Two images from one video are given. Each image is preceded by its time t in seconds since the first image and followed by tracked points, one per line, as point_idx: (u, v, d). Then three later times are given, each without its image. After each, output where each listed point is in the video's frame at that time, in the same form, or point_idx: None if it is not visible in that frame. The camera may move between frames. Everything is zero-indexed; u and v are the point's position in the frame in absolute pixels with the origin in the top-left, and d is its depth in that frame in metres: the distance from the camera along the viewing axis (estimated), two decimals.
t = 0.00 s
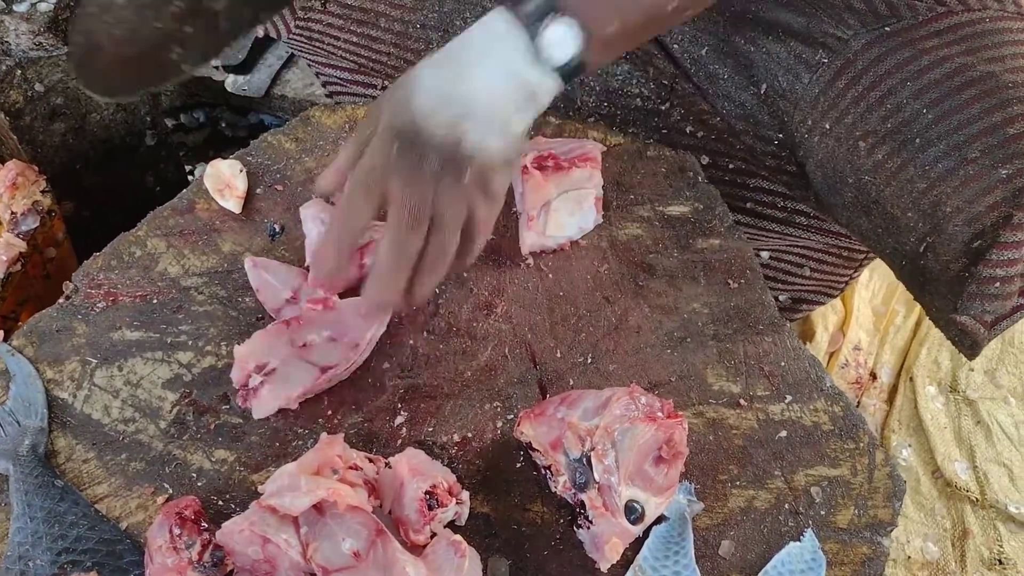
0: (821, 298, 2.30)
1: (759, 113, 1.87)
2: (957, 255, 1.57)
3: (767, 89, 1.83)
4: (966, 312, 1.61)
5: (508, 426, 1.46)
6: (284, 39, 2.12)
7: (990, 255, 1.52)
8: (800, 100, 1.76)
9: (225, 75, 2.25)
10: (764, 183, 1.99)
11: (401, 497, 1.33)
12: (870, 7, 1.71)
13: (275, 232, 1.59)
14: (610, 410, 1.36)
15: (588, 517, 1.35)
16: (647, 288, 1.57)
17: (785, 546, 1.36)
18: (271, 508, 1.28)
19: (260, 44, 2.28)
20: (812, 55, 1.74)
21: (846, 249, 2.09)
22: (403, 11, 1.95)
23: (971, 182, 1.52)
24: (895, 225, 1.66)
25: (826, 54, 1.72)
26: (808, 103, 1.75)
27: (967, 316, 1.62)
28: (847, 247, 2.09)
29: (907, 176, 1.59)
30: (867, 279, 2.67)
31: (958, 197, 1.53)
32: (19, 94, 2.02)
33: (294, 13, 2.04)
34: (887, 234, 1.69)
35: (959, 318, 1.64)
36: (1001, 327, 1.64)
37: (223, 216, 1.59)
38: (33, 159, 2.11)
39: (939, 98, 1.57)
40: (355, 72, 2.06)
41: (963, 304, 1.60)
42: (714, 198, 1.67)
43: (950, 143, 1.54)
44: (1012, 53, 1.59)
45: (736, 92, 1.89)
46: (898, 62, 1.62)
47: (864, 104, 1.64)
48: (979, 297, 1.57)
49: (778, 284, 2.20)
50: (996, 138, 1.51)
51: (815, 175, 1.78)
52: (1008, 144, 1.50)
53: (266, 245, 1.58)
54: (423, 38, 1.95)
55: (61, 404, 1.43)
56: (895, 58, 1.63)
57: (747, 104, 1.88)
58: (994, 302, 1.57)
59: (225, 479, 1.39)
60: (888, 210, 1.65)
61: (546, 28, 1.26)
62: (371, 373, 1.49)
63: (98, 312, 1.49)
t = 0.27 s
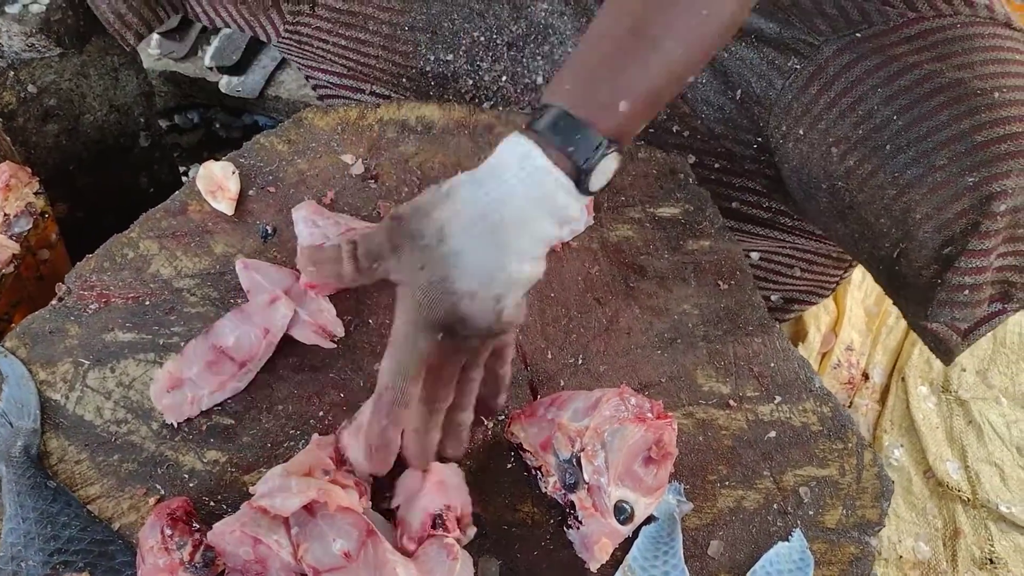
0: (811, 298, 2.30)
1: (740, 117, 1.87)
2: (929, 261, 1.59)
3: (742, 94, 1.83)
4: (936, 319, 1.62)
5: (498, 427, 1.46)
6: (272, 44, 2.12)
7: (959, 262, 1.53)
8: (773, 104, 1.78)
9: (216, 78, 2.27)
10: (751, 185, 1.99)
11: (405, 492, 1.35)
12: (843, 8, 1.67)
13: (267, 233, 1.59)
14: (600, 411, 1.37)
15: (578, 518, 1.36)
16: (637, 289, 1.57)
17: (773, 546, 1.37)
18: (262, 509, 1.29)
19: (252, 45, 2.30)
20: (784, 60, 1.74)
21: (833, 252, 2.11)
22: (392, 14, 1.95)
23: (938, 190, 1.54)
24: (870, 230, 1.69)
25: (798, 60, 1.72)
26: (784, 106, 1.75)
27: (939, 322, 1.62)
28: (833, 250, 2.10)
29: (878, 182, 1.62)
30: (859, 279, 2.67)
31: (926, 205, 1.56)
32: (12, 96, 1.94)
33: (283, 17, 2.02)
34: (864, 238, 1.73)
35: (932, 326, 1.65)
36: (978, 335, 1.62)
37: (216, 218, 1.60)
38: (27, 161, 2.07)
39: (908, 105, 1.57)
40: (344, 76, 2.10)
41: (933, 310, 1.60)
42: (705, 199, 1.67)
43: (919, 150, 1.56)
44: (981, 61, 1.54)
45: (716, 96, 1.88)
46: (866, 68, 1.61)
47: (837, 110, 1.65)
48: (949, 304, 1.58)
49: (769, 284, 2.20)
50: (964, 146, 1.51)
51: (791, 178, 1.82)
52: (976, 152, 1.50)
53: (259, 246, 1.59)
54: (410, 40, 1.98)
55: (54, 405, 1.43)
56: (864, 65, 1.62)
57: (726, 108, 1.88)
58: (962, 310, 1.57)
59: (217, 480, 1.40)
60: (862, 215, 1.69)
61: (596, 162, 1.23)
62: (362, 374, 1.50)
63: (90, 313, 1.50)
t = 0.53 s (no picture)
0: (809, 297, 2.28)
1: (744, 107, 1.88)
2: (935, 241, 1.58)
3: (754, 79, 1.82)
4: (942, 297, 1.60)
5: (494, 428, 1.46)
6: (269, 40, 2.11)
7: (968, 239, 1.52)
8: (786, 89, 1.75)
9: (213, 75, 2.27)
10: (749, 177, 1.97)
11: (409, 490, 1.35)
12: None
13: (261, 234, 1.59)
14: (596, 412, 1.37)
15: (573, 519, 1.35)
16: (634, 289, 1.57)
17: (771, 547, 1.36)
18: (256, 511, 1.29)
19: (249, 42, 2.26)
20: (798, 42, 1.71)
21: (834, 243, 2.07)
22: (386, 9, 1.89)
23: (946, 166, 1.53)
24: (876, 213, 1.67)
25: (812, 43, 1.69)
26: (794, 93, 1.74)
27: (944, 301, 1.60)
28: (834, 242, 2.07)
29: (884, 161, 1.61)
30: (858, 278, 2.67)
31: (934, 181, 1.54)
32: (6, 95, 2.01)
33: (279, 10, 2.01)
34: (869, 221, 1.70)
35: (936, 305, 1.63)
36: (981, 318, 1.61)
37: (210, 218, 1.59)
38: (21, 159, 2.11)
39: (919, 82, 1.56)
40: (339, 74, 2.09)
41: (939, 289, 1.58)
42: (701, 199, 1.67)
43: (928, 128, 1.55)
44: (988, 40, 1.56)
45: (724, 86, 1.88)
46: (879, 48, 1.61)
47: (848, 91, 1.64)
48: (956, 282, 1.56)
49: (766, 283, 2.19)
50: (972, 121, 1.51)
51: (797, 162, 1.79)
52: (985, 127, 1.50)
53: (253, 246, 1.58)
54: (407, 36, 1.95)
55: (48, 406, 1.43)
56: (878, 44, 1.61)
57: (732, 98, 1.89)
58: (971, 286, 1.56)
59: (211, 482, 1.39)
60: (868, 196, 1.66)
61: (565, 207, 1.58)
62: (358, 374, 1.50)
63: (84, 314, 1.50)
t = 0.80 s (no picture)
0: (808, 296, 2.28)
1: (747, 114, 1.86)
2: (934, 255, 1.59)
3: (758, 86, 1.80)
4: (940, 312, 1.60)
5: (495, 426, 1.46)
6: (268, 33, 2.11)
7: (966, 256, 1.53)
8: (791, 97, 1.74)
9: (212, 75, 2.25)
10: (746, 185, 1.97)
11: (410, 488, 1.35)
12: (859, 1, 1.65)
13: (262, 232, 1.59)
14: (598, 410, 1.37)
15: (575, 517, 1.35)
16: (635, 288, 1.56)
17: (772, 545, 1.36)
18: (258, 509, 1.29)
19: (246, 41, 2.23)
20: (805, 52, 1.70)
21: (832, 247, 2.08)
22: (386, 6, 1.95)
23: (947, 183, 1.54)
24: (876, 225, 1.68)
25: (819, 52, 1.69)
26: (800, 97, 1.73)
27: (941, 316, 1.61)
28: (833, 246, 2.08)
29: (886, 174, 1.62)
30: (857, 278, 2.67)
31: (935, 198, 1.56)
32: (6, 94, 1.98)
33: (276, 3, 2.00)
34: (867, 234, 1.72)
35: (933, 318, 1.63)
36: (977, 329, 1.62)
37: (210, 216, 1.59)
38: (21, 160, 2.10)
39: (923, 96, 1.57)
40: (340, 66, 2.05)
41: (937, 303, 1.60)
42: (702, 198, 1.66)
43: (931, 142, 1.56)
44: (994, 55, 1.56)
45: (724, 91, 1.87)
46: (885, 61, 1.61)
47: (852, 103, 1.65)
48: (954, 296, 1.57)
49: (764, 281, 2.19)
50: (975, 137, 1.52)
51: (799, 173, 1.80)
52: (988, 145, 1.51)
53: (253, 245, 1.58)
54: (405, 32, 1.96)
55: (49, 405, 1.43)
56: (885, 57, 1.61)
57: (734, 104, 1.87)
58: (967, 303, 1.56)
59: (212, 480, 1.39)
60: (868, 208, 1.68)
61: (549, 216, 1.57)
62: (359, 373, 1.50)
63: (84, 312, 1.49)
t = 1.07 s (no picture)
0: (807, 296, 2.28)
1: (742, 109, 1.86)
2: (926, 249, 1.58)
3: (751, 82, 1.81)
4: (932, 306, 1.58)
5: (494, 426, 1.45)
6: (266, 34, 2.11)
7: (958, 247, 1.52)
8: (784, 92, 1.75)
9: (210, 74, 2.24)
10: (746, 178, 1.97)
11: (409, 487, 1.35)
12: None
13: (260, 232, 1.58)
14: (596, 409, 1.37)
15: (574, 516, 1.35)
16: (633, 287, 1.56)
17: (771, 544, 1.36)
18: (256, 509, 1.28)
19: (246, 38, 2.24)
20: (797, 47, 1.72)
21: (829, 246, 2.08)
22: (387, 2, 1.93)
23: (938, 175, 1.54)
24: (868, 218, 1.67)
25: (811, 47, 1.70)
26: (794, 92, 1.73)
27: (934, 309, 1.58)
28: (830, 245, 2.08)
29: (878, 167, 1.61)
30: (856, 277, 2.66)
31: (927, 189, 1.55)
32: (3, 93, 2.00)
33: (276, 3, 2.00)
34: (860, 228, 1.70)
35: (926, 312, 1.61)
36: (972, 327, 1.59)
37: (208, 216, 1.59)
38: (18, 159, 2.11)
39: (915, 89, 1.57)
40: (339, 68, 2.06)
41: (929, 296, 1.56)
42: (701, 197, 1.66)
43: (923, 135, 1.56)
44: (986, 49, 1.57)
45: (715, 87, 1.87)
46: (878, 54, 1.62)
47: (844, 97, 1.65)
48: (946, 290, 1.54)
49: (763, 281, 2.18)
50: (967, 130, 1.52)
51: (791, 166, 1.79)
52: (980, 136, 1.51)
53: (251, 244, 1.58)
54: (405, 29, 1.95)
55: (46, 404, 1.42)
56: (876, 50, 1.62)
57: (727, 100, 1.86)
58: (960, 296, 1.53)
59: (211, 480, 1.39)
60: (861, 203, 1.67)
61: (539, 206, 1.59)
62: (357, 373, 1.49)
63: (81, 312, 1.49)
